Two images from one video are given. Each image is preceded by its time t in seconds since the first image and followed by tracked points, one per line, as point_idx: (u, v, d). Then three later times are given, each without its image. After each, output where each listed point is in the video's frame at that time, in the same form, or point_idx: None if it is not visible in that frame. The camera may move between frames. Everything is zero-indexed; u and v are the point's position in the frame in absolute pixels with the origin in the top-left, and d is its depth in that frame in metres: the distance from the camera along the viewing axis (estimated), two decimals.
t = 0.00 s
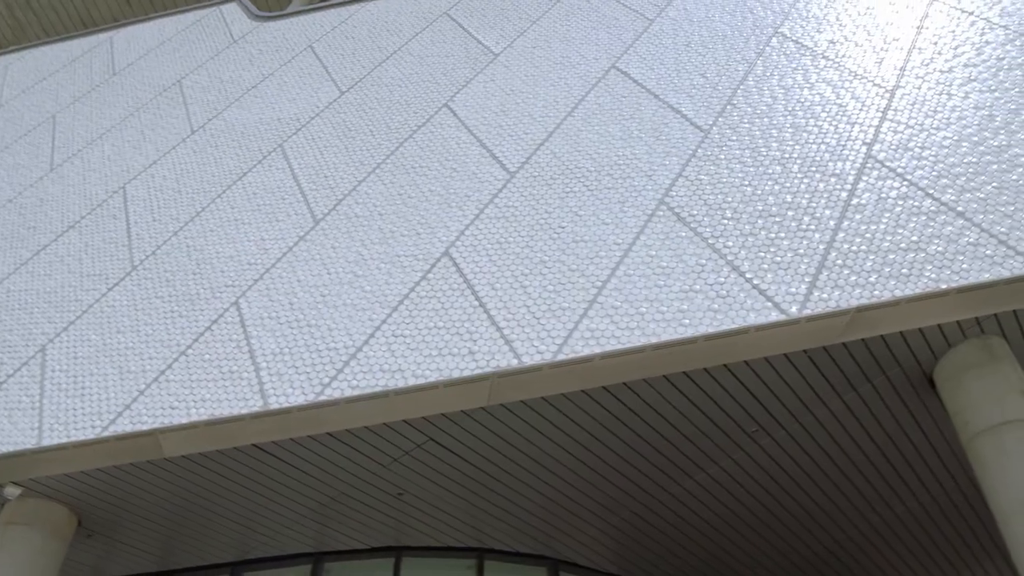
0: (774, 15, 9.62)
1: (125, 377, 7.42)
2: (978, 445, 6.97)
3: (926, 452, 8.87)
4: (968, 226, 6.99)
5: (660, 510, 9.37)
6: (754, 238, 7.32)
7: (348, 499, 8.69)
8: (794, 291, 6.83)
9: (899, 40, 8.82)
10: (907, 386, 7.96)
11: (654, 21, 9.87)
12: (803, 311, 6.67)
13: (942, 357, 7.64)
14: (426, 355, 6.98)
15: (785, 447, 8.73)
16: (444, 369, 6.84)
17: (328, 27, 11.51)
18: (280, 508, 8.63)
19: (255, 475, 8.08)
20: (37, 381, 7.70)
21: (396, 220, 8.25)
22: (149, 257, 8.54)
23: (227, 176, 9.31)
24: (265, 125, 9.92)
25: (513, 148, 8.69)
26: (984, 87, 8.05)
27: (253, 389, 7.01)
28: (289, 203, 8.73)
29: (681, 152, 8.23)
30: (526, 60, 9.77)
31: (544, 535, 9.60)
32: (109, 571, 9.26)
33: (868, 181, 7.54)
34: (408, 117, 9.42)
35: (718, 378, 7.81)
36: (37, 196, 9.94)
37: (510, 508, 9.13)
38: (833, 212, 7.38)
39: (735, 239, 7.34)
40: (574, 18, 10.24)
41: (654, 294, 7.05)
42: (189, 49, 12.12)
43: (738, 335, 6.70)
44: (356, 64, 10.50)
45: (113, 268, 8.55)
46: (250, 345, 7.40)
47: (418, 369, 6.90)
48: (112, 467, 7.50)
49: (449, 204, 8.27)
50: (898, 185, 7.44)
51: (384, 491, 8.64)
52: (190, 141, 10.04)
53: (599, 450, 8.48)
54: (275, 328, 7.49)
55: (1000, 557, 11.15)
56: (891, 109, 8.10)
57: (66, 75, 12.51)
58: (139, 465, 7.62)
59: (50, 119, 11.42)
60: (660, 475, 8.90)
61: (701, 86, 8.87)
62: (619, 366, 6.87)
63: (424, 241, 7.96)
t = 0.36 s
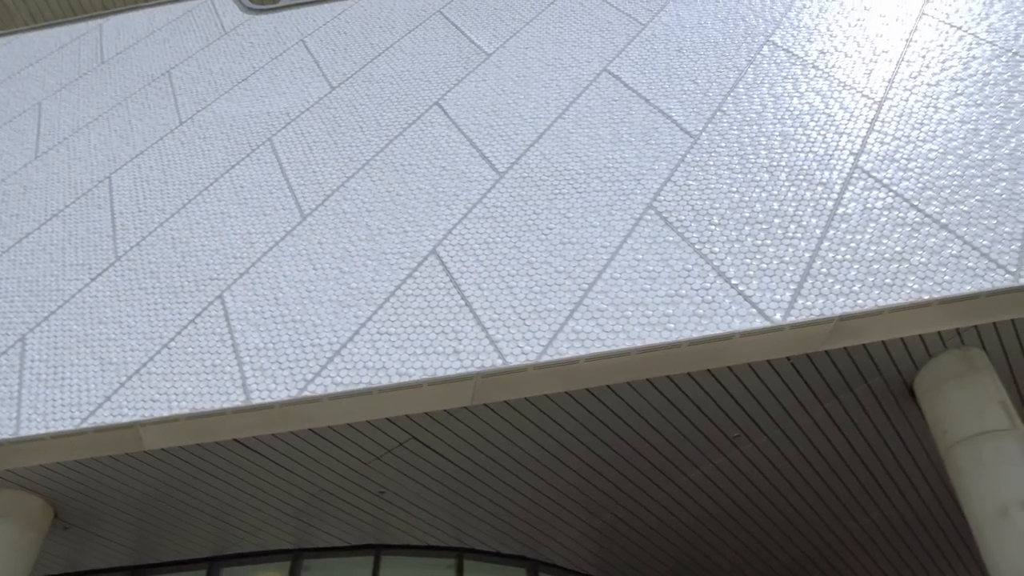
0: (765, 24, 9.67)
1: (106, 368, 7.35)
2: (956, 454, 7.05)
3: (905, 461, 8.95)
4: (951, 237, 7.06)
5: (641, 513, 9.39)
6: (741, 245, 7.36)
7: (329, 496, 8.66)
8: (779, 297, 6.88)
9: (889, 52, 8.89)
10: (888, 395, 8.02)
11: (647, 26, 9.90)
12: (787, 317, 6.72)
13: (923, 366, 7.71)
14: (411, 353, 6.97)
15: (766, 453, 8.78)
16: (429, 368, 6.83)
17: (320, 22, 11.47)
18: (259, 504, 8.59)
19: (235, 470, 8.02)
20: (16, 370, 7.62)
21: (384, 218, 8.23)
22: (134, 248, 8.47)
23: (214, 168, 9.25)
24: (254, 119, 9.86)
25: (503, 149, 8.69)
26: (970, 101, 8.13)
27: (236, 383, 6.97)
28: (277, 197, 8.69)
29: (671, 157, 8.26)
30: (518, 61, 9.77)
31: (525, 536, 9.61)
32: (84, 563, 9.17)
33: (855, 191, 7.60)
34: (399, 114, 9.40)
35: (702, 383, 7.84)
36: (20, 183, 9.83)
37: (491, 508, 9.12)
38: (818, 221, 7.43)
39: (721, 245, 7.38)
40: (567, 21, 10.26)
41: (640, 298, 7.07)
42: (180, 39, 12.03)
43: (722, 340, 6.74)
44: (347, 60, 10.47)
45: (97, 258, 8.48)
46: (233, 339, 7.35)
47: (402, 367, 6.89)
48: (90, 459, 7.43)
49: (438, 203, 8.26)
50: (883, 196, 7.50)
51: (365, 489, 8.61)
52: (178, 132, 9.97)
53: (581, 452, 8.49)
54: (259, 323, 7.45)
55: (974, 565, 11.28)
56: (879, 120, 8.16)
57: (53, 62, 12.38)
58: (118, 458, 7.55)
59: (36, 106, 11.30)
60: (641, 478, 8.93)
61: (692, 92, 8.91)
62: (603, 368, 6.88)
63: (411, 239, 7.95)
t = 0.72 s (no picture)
0: (757, 32, 9.73)
1: (86, 359, 7.27)
2: (932, 464, 7.14)
3: (882, 470, 9.05)
4: (933, 250, 7.15)
5: (620, 517, 9.42)
6: (726, 251, 7.41)
7: (308, 493, 8.62)
8: (762, 304, 6.93)
9: (877, 64, 8.98)
10: (867, 403, 8.10)
11: (639, 31, 9.94)
12: (770, 325, 6.77)
13: (902, 376, 7.79)
14: (395, 351, 6.95)
15: (745, 459, 8.84)
16: (412, 366, 6.82)
17: (312, 16, 11.42)
18: (238, 499, 8.53)
19: (214, 464, 7.97)
20: None
21: (371, 214, 8.20)
22: (118, 238, 8.39)
23: (201, 160, 9.18)
24: (243, 111, 9.80)
25: (492, 149, 8.69)
26: (955, 116, 8.24)
27: (217, 377, 6.92)
28: (264, 191, 8.64)
29: (659, 162, 8.30)
30: (510, 62, 9.78)
31: (504, 537, 9.62)
32: (59, 555, 9.08)
33: (840, 201, 7.67)
34: (389, 111, 9.38)
35: (684, 387, 7.88)
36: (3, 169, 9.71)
37: (471, 508, 9.12)
38: (803, 230, 7.49)
39: (707, 251, 7.42)
40: (560, 23, 10.27)
41: (625, 301, 7.10)
42: (169, 29, 11.94)
43: (705, 346, 6.78)
44: (339, 55, 10.43)
45: (79, 247, 8.39)
46: (216, 333, 7.30)
47: (386, 365, 6.86)
48: (67, 451, 7.35)
49: (426, 201, 8.25)
50: (868, 207, 7.58)
51: (345, 486, 8.58)
52: (165, 122, 9.89)
53: (563, 454, 8.51)
54: (242, 317, 7.41)
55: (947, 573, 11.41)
56: (866, 132, 8.24)
57: (40, 47, 12.25)
58: (95, 450, 7.47)
59: (20, 91, 11.16)
60: (621, 481, 8.95)
61: (681, 98, 8.96)
62: (587, 371, 6.90)
63: (398, 237, 7.93)
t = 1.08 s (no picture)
0: (746, 41, 9.80)
1: (63, 347, 7.18)
2: (906, 475, 7.24)
3: (857, 479, 9.15)
4: (913, 263, 7.24)
5: (596, 519, 9.45)
6: (710, 258, 7.45)
7: (285, 488, 8.57)
8: (744, 312, 6.98)
9: (864, 78, 9.08)
10: (844, 413, 8.18)
11: (630, 36, 9.98)
12: (752, 332, 6.82)
13: (879, 387, 7.87)
14: (377, 348, 6.92)
15: (723, 465, 8.90)
16: (394, 364, 6.80)
17: (303, 9, 11.36)
18: (213, 493, 8.47)
19: (191, 457, 7.89)
20: None
21: (357, 210, 8.17)
22: (99, 226, 8.29)
23: (187, 150, 9.10)
24: (231, 102, 9.73)
25: (480, 148, 8.69)
26: (939, 131, 8.35)
27: (196, 369, 6.85)
28: (249, 183, 8.58)
29: (646, 167, 8.34)
30: (501, 62, 9.78)
31: (481, 537, 9.61)
32: (29, 546, 8.97)
33: (824, 212, 7.74)
34: (378, 107, 9.35)
35: (664, 392, 7.92)
36: None
37: (449, 507, 9.11)
38: (787, 239, 7.55)
39: (691, 257, 7.46)
40: (552, 25, 10.29)
41: (608, 305, 7.12)
42: (158, 16, 11.83)
43: (686, 351, 6.81)
44: (329, 49, 10.38)
45: (60, 234, 8.28)
46: (196, 325, 7.23)
47: (367, 362, 6.83)
48: (40, 440, 7.25)
49: (412, 199, 8.23)
50: (851, 218, 7.66)
51: (322, 483, 8.54)
52: (151, 111, 9.79)
53: (542, 456, 8.52)
54: (224, 309, 7.35)
55: None
56: (851, 144, 8.33)
57: (25, 30, 12.08)
58: (69, 440, 7.37)
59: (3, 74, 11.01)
60: (599, 484, 8.98)
61: (670, 104, 9.00)
62: (568, 373, 6.91)
63: (383, 234, 7.90)
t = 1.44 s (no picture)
0: (736, 50, 9.86)
1: (39, 335, 7.08)
2: (879, 485, 7.33)
3: (832, 487, 9.24)
4: (893, 275, 7.33)
5: (573, 521, 9.47)
6: (693, 265, 7.50)
7: (261, 483, 8.51)
8: (726, 319, 7.03)
9: (850, 91, 9.18)
10: (821, 422, 8.26)
11: (621, 41, 10.02)
12: (733, 339, 6.87)
13: (856, 397, 7.96)
14: (359, 344, 6.89)
15: (700, 471, 8.95)
16: (375, 361, 6.77)
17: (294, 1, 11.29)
18: (188, 486, 8.39)
19: (166, 449, 7.81)
20: None
21: (343, 206, 8.13)
22: (80, 214, 8.19)
23: (172, 140, 9.02)
24: (218, 93, 9.65)
25: (468, 148, 8.68)
26: (922, 146, 8.46)
27: (175, 361, 6.78)
28: (234, 175, 8.51)
29: (633, 172, 8.37)
30: (492, 62, 9.79)
31: (457, 536, 9.60)
32: None
33: (807, 222, 7.81)
34: (367, 103, 9.32)
35: (644, 397, 7.95)
36: None
37: (426, 506, 9.09)
38: (770, 248, 7.62)
39: (675, 263, 7.50)
40: (544, 27, 10.31)
41: (591, 308, 7.14)
42: (147, 3, 11.71)
43: (667, 356, 6.85)
44: (319, 43, 10.33)
45: (39, 220, 8.17)
46: (176, 316, 7.16)
47: (348, 358, 6.80)
48: (12, 428, 7.14)
49: (398, 196, 8.21)
50: (833, 229, 7.74)
51: (299, 478, 8.49)
52: (137, 99, 9.69)
53: (520, 457, 8.53)
54: (204, 301, 7.28)
55: None
56: (836, 156, 8.42)
57: (10, 11, 11.91)
58: (42, 429, 7.27)
59: None
60: (577, 486, 9.00)
61: (658, 110, 9.05)
62: (549, 374, 6.93)
63: (367, 230, 7.87)
